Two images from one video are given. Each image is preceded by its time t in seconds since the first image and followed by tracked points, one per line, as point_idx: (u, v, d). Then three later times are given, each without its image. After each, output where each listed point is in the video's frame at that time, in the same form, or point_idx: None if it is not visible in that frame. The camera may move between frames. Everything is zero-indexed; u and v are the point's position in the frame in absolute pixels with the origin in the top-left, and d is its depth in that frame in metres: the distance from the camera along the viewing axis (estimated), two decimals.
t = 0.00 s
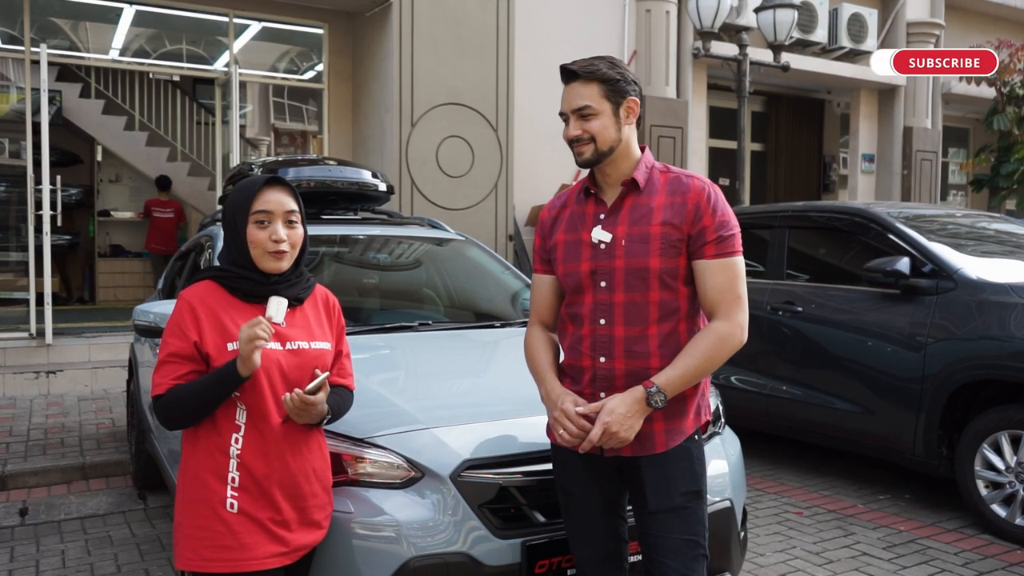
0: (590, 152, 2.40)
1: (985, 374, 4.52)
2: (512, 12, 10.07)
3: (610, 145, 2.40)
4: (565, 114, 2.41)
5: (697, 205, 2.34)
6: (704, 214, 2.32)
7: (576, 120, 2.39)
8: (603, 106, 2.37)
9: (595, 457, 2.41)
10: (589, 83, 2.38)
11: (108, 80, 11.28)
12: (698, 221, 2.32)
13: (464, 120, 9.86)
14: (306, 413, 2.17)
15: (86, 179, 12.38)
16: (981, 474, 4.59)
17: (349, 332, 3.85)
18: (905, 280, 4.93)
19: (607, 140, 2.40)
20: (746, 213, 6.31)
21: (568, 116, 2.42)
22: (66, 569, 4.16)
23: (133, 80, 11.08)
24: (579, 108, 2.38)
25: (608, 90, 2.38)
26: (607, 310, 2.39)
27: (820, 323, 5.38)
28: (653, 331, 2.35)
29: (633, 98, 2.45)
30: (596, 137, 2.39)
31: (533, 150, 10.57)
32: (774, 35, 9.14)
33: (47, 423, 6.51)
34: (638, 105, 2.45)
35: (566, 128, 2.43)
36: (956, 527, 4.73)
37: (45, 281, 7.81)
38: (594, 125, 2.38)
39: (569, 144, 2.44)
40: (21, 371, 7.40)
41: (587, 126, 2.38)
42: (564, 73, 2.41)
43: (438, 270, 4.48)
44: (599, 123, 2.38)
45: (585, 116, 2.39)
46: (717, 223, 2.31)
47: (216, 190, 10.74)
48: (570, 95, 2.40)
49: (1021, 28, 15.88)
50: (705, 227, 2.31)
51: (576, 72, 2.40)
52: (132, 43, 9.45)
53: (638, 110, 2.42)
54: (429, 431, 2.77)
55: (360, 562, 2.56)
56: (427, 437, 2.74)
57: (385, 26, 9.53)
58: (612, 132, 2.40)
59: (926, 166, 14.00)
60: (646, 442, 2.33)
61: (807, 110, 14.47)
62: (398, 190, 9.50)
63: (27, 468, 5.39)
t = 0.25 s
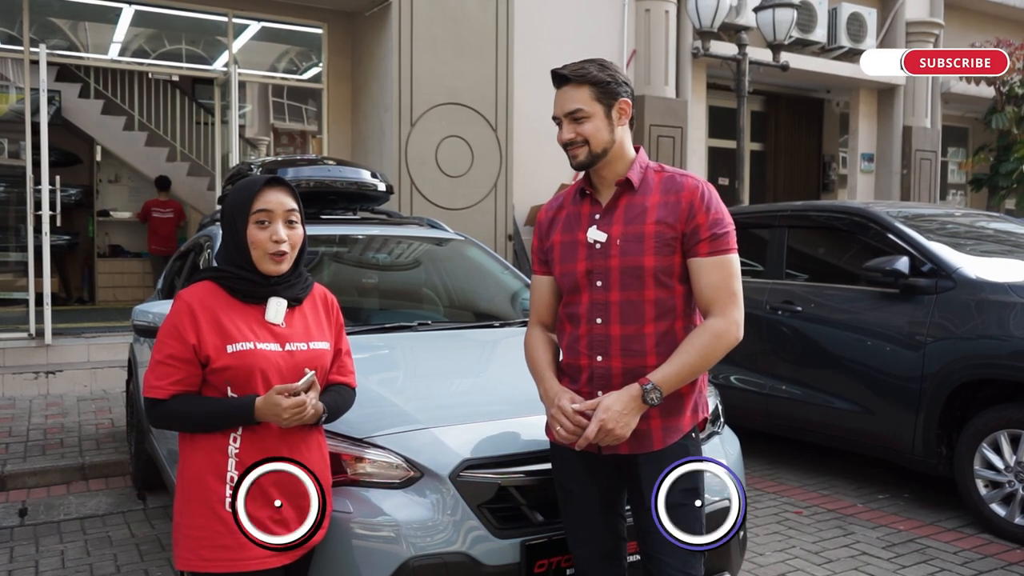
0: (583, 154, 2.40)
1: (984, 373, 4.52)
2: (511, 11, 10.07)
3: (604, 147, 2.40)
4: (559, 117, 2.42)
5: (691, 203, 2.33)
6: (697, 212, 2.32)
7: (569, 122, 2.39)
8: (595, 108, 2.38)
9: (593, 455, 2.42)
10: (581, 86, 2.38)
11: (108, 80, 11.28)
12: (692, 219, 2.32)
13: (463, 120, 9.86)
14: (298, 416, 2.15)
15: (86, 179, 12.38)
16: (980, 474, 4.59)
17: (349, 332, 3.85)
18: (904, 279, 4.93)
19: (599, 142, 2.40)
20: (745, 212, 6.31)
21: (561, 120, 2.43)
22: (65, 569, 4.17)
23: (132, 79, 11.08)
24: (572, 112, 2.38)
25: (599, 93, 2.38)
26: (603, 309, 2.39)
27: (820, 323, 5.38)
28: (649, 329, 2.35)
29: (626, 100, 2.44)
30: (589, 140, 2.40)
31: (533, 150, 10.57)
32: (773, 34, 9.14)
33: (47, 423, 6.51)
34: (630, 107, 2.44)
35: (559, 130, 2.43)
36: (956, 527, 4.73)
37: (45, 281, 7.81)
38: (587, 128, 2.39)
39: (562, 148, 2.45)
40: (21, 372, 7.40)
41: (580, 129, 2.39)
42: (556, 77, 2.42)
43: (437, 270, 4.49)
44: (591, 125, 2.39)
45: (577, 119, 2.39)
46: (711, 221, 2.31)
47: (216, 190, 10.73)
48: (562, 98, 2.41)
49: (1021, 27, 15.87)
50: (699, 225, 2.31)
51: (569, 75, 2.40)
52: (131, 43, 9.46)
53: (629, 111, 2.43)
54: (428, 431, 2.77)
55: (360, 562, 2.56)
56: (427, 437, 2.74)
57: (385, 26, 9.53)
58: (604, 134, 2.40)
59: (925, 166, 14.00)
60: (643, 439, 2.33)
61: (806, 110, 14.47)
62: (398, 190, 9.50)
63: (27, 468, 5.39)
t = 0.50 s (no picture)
0: (579, 155, 2.41)
1: (984, 373, 4.52)
2: (511, 12, 10.07)
3: (599, 148, 2.41)
4: (554, 120, 2.42)
5: (685, 203, 2.34)
6: (692, 212, 2.32)
7: (564, 124, 2.40)
8: (589, 111, 2.38)
9: (590, 455, 2.42)
10: (575, 88, 2.38)
11: (108, 80, 11.27)
12: (686, 220, 2.32)
13: (463, 120, 9.87)
14: (295, 416, 2.14)
15: (85, 179, 12.37)
16: (980, 474, 4.59)
17: (348, 332, 3.85)
18: (904, 279, 4.93)
19: (594, 143, 2.40)
20: (745, 213, 6.31)
21: (557, 121, 2.43)
22: (65, 569, 4.16)
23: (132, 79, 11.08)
24: (568, 113, 2.39)
25: (594, 95, 2.38)
26: (599, 310, 2.39)
27: (819, 323, 5.38)
28: (645, 329, 2.35)
29: (621, 102, 2.44)
30: (584, 141, 2.40)
31: (532, 150, 10.58)
32: (773, 34, 9.15)
33: (47, 423, 6.51)
34: (624, 109, 2.44)
35: (555, 133, 2.44)
36: (955, 527, 4.73)
37: (45, 281, 7.82)
38: (581, 130, 2.39)
39: (558, 149, 2.45)
40: (20, 372, 7.41)
41: (575, 131, 2.39)
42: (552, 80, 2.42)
43: (437, 270, 4.49)
44: (586, 126, 2.39)
45: (573, 120, 2.39)
46: (705, 221, 2.31)
47: (215, 190, 10.73)
48: (557, 101, 2.41)
49: (1020, 28, 15.88)
50: (693, 225, 2.31)
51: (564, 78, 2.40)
52: (130, 43, 9.46)
53: (624, 113, 2.44)
54: (427, 431, 2.77)
55: (359, 562, 2.56)
56: (426, 437, 2.74)
57: (385, 26, 9.53)
58: (598, 136, 2.40)
59: (925, 166, 14.00)
60: (640, 437, 2.33)
61: (806, 110, 14.48)
62: (398, 190, 9.50)
63: (26, 468, 5.39)
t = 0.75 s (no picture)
0: (576, 155, 2.41)
1: (984, 373, 4.52)
2: (511, 12, 10.08)
3: (597, 148, 2.41)
4: (550, 121, 2.43)
5: (682, 203, 2.34)
6: (689, 212, 2.33)
7: (560, 125, 2.40)
8: (585, 111, 2.38)
9: (590, 455, 2.42)
10: (572, 89, 2.38)
11: (108, 80, 11.26)
12: (683, 220, 2.33)
13: (463, 120, 9.87)
14: (292, 417, 2.14)
15: (85, 179, 12.37)
16: (979, 474, 4.59)
17: (348, 332, 3.85)
18: (903, 279, 4.93)
19: (591, 144, 2.41)
20: (744, 213, 6.32)
21: (554, 122, 2.43)
22: (65, 569, 4.17)
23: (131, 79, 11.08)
24: (565, 113, 2.39)
25: (590, 96, 2.39)
26: (597, 310, 2.40)
27: (819, 323, 5.38)
28: (643, 329, 2.36)
29: (618, 102, 2.44)
30: (581, 141, 2.40)
31: (532, 150, 10.58)
32: (773, 35, 9.16)
33: (46, 423, 6.51)
34: (621, 110, 2.44)
35: (551, 134, 2.44)
36: (955, 527, 4.73)
37: (45, 281, 7.81)
38: (578, 131, 2.39)
39: (556, 149, 2.45)
40: (20, 372, 7.41)
41: (571, 132, 2.40)
42: (549, 82, 2.42)
43: (436, 270, 4.49)
44: (583, 126, 2.39)
45: (570, 121, 2.39)
46: (703, 221, 2.32)
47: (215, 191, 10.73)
48: (553, 103, 2.41)
49: (1020, 28, 15.90)
50: (690, 225, 2.31)
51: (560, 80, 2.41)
52: (130, 43, 9.46)
53: (621, 113, 2.45)
54: (427, 431, 2.77)
55: (359, 562, 2.58)
56: (426, 437, 2.74)
57: (384, 26, 9.53)
58: (595, 137, 2.41)
59: (924, 166, 14.00)
60: (639, 436, 2.34)
61: (806, 110, 14.48)
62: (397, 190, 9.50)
63: (26, 468, 5.39)
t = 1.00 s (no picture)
0: (575, 155, 2.41)
1: (983, 373, 4.52)
2: (510, 12, 10.08)
3: (596, 148, 2.41)
4: (548, 122, 2.43)
5: (681, 203, 2.34)
6: (688, 212, 2.32)
7: (558, 126, 2.40)
8: (582, 111, 2.38)
9: (591, 455, 2.42)
10: (569, 90, 2.38)
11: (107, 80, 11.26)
12: (682, 219, 2.32)
13: (463, 120, 9.87)
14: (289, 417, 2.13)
15: (85, 179, 12.36)
16: (979, 474, 4.59)
17: (348, 332, 3.85)
18: (903, 280, 4.93)
19: (590, 144, 2.40)
20: (744, 213, 6.32)
21: (553, 122, 2.43)
22: (65, 569, 4.17)
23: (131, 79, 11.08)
24: (564, 113, 2.39)
25: (587, 97, 2.38)
26: (597, 310, 2.40)
27: (819, 323, 5.38)
28: (643, 329, 2.35)
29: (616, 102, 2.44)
30: (580, 141, 2.40)
31: (532, 150, 10.58)
32: (772, 35, 9.16)
33: (46, 423, 6.51)
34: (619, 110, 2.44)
35: (549, 134, 2.44)
36: (954, 527, 4.73)
37: (44, 281, 7.81)
38: (575, 131, 2.39)
39: (555, 149, 2.44)
40: (20, 372, 7.40)
41: (568, 133, 2.40)
42: (546, 84, 2.43)
43: (436, 270, 4.49)
44: (582, 126, 2.39)
45: (568, 120, 2.39)
46: (702, 221, 2.31)
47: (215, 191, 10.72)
48: (551, 105, 2.41)
49: (1020, 28, 15.90)
50: (689, 225, 2.31)
51: (557, 82, 2.41)
52: (129, 43, 9.46)
53: (620, 113, 2.45)
54: (428, 431, 2.77)
55: (359, 562, 2.58)
56: (426, 437, 2.74)
57: (384, 26, 9.53)
58: (591, 138, 2.40)
59: (924, 166, 13.99)
60: (639, 437, 2.34)
61: (806, 110, 14.48)
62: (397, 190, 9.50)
63: (26, 468, 5.39)
